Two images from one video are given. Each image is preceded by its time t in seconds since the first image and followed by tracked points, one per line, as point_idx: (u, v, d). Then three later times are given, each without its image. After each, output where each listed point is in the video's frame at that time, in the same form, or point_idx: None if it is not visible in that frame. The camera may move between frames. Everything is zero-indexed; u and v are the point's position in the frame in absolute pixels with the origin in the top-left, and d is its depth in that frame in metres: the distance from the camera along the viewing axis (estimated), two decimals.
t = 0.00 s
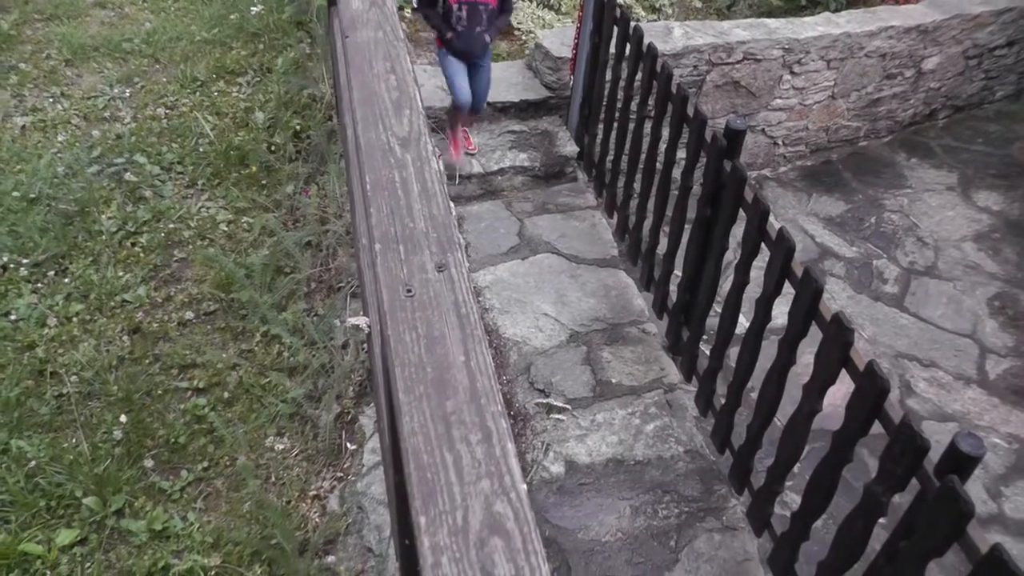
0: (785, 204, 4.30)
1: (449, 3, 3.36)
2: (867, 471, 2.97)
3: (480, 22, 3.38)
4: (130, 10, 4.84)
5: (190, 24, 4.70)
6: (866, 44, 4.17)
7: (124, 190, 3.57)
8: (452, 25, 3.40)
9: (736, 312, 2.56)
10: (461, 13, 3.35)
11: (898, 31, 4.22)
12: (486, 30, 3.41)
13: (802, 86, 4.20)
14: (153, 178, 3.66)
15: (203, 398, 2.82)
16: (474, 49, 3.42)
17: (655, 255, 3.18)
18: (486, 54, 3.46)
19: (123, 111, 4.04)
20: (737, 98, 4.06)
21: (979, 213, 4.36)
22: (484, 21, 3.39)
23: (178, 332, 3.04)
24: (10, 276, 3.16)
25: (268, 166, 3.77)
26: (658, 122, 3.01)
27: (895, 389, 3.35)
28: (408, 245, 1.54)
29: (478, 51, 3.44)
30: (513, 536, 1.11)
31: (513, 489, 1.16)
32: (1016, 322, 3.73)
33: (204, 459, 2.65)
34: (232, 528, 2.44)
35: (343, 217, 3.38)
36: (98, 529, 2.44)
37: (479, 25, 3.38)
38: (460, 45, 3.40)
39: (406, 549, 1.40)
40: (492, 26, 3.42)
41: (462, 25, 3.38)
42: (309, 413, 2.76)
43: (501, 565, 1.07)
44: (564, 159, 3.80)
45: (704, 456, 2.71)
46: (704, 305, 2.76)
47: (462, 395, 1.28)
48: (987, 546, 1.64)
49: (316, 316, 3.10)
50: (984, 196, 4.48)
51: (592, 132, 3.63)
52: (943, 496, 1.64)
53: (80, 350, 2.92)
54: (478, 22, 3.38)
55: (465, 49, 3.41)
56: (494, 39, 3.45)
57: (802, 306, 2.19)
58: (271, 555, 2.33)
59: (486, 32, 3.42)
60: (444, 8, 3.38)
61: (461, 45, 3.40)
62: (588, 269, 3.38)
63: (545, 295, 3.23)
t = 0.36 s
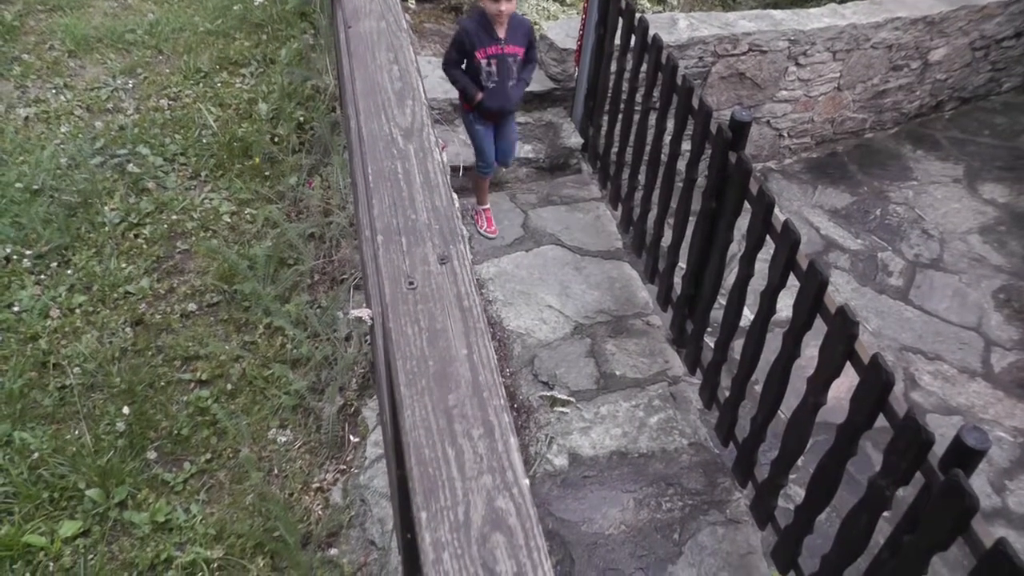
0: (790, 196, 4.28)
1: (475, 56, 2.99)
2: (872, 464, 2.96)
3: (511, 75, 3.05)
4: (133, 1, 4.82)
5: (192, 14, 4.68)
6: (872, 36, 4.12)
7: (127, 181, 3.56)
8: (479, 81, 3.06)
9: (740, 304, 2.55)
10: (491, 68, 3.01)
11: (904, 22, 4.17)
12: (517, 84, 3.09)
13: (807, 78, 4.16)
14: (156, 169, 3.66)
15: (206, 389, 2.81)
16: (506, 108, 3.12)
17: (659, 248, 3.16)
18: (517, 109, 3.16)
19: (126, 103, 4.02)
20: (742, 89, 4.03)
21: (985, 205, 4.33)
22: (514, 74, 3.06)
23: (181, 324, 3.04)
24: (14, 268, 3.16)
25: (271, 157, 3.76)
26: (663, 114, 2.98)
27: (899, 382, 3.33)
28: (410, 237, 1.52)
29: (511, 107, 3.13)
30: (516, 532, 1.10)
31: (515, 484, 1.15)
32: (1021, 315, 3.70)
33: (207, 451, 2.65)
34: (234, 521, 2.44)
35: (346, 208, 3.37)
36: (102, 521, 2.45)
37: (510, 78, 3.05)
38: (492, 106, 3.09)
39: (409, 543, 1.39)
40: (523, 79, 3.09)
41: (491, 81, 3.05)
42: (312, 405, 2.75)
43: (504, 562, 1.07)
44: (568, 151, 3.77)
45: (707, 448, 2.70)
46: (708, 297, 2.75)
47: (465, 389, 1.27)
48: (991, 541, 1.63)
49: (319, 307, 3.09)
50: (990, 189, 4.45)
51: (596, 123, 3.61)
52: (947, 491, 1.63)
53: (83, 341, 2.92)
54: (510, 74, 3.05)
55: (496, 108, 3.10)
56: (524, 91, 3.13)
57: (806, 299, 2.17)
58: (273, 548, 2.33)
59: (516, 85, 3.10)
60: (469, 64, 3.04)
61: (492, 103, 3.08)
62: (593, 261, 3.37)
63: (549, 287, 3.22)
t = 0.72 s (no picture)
0: (793, 188, 4.27)
1: (503, 93, 2.74)
2: (874, 456, 2.96)
3: (541, 114, 2.77)
4: None
5: (194, 7, 4.66)
6: (875, 28, 4.10)
7: (129, 174, 3.56)
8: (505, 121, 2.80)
9: (742, 297, 2.54)
10: (519, 107, 2.75)
11: (908, 14, 4.14)
12: (548, 124, 2.80)
13: (810, 70, 4.14)
14: (158, 162, 3.65)
15: (209, 382, 2.81)
16: (534, 150, 2.84)
17: (662, 240, 3.15)
18: (547, 151, 2.87)
19: (127, 96, 4.01)
20: (745, 81, 4.02)
21: (988, 197, 4.32)
22: (544, 113, 2.78)
23: (182, 317, 3.03)
24: (15, 260, 3.16)
25: (273, 150, 3.75)
26: (665, 106, 2.97)
27: (902, 375, 3.33)
28: (413, 229, 1.52)
29: (539, 150, 2.85)
30: (519, 525, 1.09)
31: (518, 477, 1.15)
32: None
33: (210, 444, 2.65)
34: (237, 514, 2.44)
35: (349, 201, 3.36)
36: (104, 514, 2.45)
37: (540, 118, 2.78)
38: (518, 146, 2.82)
39: (411, 536, 1.39)
40: (555, 119, 2.81)
41: (519, 120, 2.77)
42: (315, 398, 2.75)
43: (507, 555, 1.06)
44: (570, 143, 3.78)
45: (710, 441, 2.70)
46: (711, 289, 2.74)
47: (467, 381, 1.26)
48: (993, 534, 1.62)
49: (321, 300, 3.08)
50: (993, 181, 4.43)
51: (599, 115, 3.60)
52: (950, 483, 1.63)
53: (85, 335, 2.91)
54: (540, 114, 2.77)
55: (523, 149, 2.83)
56: (556, 132, 2.85)
57: (809, 292, 2.16)
58: (276, 541, 2.33)
59: (547, 126, 2.81)
60: (496, 101, 2.79)
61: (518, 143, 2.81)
62: (595, 254, 3.36)
63: (552, 279, 3.21)
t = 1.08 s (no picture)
0: (794, 183, 4.27)
1: (530, 127, 2.54)
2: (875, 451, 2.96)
3: (572, 146, 2.59)
4: None
5: (194, 3, 4.65)
6: (876, 22, 4.08)
7: (129, 169, 3.55)
8: (532, 154, 2.60)
9: (743, 292, 2.54)
10: (548, 141, 2.55)
11: (908, 8, 4.13)
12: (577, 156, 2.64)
13: (811, 65, 4.13)
14: (159, 158, 3.65)
15: (211, 377, 2.81)
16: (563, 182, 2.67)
17: (663, 235, 3.14)
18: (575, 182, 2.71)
19: (128, 91, 4.01)
20: (746, 76, 4.01)
21: (989, 192, 4.31)
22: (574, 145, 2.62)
23: (184, 313, 3.03)
24: (17, 256, 3.16)
25: (274, 146, 3.74)
26: (666, 102, 2.96)
27: (903, 369, 3.33)
28: (415, 224, 1.51)
29: (567, 182, 2.69)
30: (522, 519, 1.10)
31: (521, 470, 1.14)
32: None
33: (212, 439, 2.65)
34: (239, 509, 2.44)
35: (350, 197, 3.36)
36: (106, 509, 2.45)
37: (571, 150, 2.60)
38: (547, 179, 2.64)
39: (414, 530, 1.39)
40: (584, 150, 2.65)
41: (547, 154, 2.59)
42: (316, 394, 2.75)
43: (510, 549, 1.06)
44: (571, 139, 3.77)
45: (711, 436, 2.70)
46: (712, 285, 2.74)
47: (470, 375, 1.26)
48: (994, 528, 1.62)
49: (322, 296, 3.08)
50: (994, 175, 4.42)
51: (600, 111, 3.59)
52: (951, 477, 1.63)
53: (87, 330, 2.92)
54: (570, 146, 2.59)
55: (552, 182, 2.66)
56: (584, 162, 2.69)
57: (810, 287, 2.16)
58: (279, 537, 2.33)
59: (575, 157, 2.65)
60: (521, 135, 2.59)
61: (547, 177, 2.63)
62: (596, 249, 3.36)
63: (553, 274, 3.21)
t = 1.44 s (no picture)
0: (794, 184, 4.27)
1: (544, 169, 2.40)
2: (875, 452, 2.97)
3: (589, 190, 2.46)
4: None
5: (196, 3, 4.65)
6: (876, 23, 4.09)
7: (131, 169, 3.56)
8: (547, 199, 2.48)
9: (744, 292, 2.54)
10: (563, 184, 2.42)
11: (909, 9, 4.13)
12: (596, 198, 2.50)
13: (811, 65, 4.14)
14: (160, 157, 3.65)
15: (212, 377, 2.82)
16: (581, 228, 2.54)
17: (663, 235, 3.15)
18: (594, 227, 2.58)
19: (129, 91, 4.01)
20: (747, 77, 4.01)
21: (989, 192, 4.32)
22: (592, 188, 2.47)
23: (185, 313, 3.04)
24: (19, 255, 3.16)
25: (276, 145, 3.74)
26: (667, 102, 2.97)
27: (903, 370, 3.33)
28: (418, 225, 1.50)
29: (586, 228, 2.56)
30: (527, 519, 1.09)
31: (526, 471, 1.14)
32: None
33: (213, 439, 2.65)
34: (240, 508, 2.44)
35: (351, 197, 3.36)
36: (108, 508, 2.45)
37: (587, 194, 2.47)
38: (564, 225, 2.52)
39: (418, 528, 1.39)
40: (603, 192, 2.51)
41: (563, 199, 2.46)
42: (317, 394, 2.75)
43: (514, 549, 1.06)
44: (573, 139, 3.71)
45: (712, 436, 2.70)
46: (713, 286, 2.74)
47: (475, 375, 1.25)
48: (995, 529, 1.63)
49: (324, 295, 3.08)
50: (994, 176, 4.43)
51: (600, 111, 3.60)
52: (950, 478, 1.63)
53: (88, 330, 2.92)
54: (587, 189, 2.46)
55: (568, 227, 2.53)
56: (603, 204, 2.54)
57: (810, 288, 2.17)
58: (280, 537, 2.33)
59: (594, 200, 2.51)
60: (535, 178, 2.46)
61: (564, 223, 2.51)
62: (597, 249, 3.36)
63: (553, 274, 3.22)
